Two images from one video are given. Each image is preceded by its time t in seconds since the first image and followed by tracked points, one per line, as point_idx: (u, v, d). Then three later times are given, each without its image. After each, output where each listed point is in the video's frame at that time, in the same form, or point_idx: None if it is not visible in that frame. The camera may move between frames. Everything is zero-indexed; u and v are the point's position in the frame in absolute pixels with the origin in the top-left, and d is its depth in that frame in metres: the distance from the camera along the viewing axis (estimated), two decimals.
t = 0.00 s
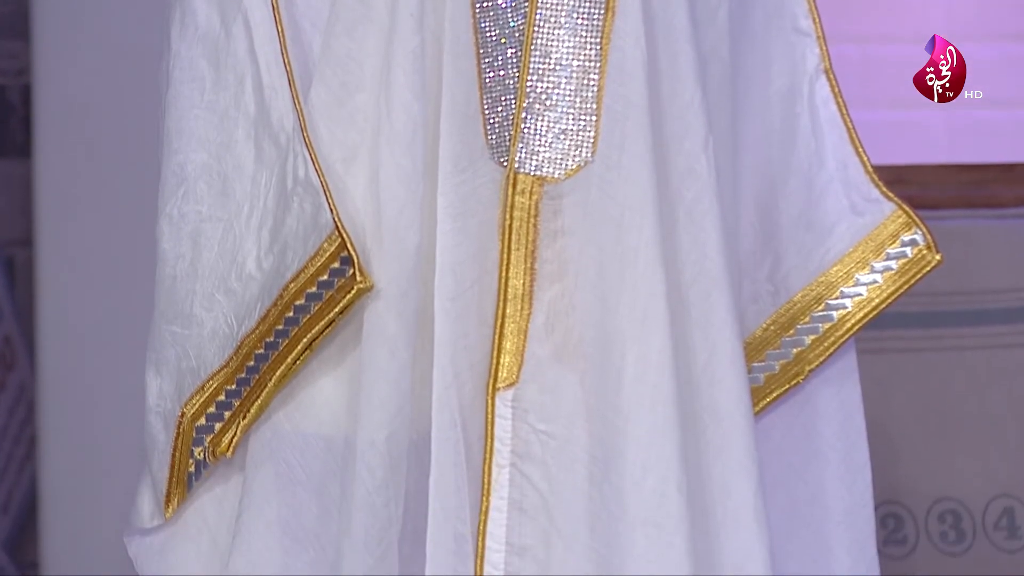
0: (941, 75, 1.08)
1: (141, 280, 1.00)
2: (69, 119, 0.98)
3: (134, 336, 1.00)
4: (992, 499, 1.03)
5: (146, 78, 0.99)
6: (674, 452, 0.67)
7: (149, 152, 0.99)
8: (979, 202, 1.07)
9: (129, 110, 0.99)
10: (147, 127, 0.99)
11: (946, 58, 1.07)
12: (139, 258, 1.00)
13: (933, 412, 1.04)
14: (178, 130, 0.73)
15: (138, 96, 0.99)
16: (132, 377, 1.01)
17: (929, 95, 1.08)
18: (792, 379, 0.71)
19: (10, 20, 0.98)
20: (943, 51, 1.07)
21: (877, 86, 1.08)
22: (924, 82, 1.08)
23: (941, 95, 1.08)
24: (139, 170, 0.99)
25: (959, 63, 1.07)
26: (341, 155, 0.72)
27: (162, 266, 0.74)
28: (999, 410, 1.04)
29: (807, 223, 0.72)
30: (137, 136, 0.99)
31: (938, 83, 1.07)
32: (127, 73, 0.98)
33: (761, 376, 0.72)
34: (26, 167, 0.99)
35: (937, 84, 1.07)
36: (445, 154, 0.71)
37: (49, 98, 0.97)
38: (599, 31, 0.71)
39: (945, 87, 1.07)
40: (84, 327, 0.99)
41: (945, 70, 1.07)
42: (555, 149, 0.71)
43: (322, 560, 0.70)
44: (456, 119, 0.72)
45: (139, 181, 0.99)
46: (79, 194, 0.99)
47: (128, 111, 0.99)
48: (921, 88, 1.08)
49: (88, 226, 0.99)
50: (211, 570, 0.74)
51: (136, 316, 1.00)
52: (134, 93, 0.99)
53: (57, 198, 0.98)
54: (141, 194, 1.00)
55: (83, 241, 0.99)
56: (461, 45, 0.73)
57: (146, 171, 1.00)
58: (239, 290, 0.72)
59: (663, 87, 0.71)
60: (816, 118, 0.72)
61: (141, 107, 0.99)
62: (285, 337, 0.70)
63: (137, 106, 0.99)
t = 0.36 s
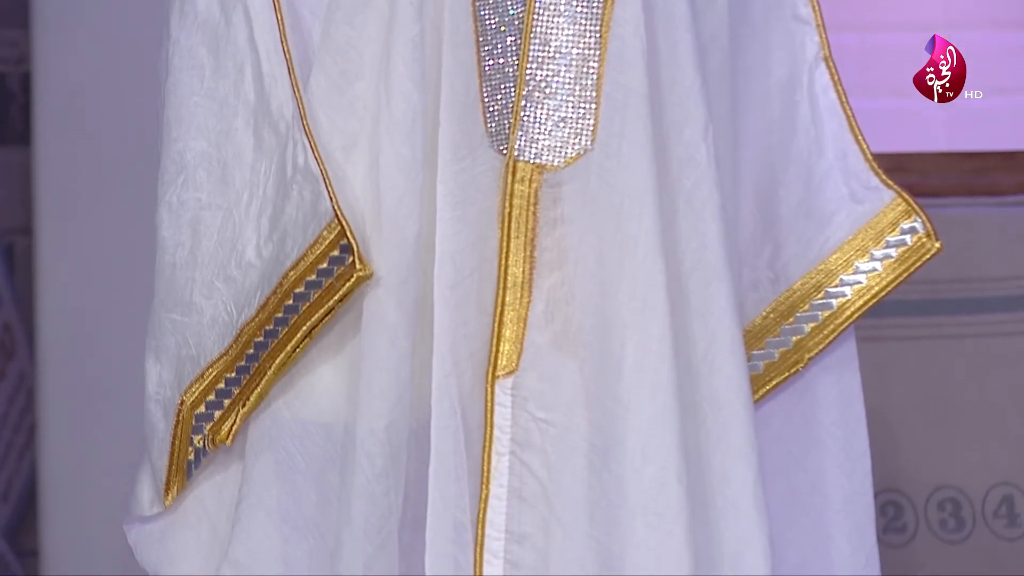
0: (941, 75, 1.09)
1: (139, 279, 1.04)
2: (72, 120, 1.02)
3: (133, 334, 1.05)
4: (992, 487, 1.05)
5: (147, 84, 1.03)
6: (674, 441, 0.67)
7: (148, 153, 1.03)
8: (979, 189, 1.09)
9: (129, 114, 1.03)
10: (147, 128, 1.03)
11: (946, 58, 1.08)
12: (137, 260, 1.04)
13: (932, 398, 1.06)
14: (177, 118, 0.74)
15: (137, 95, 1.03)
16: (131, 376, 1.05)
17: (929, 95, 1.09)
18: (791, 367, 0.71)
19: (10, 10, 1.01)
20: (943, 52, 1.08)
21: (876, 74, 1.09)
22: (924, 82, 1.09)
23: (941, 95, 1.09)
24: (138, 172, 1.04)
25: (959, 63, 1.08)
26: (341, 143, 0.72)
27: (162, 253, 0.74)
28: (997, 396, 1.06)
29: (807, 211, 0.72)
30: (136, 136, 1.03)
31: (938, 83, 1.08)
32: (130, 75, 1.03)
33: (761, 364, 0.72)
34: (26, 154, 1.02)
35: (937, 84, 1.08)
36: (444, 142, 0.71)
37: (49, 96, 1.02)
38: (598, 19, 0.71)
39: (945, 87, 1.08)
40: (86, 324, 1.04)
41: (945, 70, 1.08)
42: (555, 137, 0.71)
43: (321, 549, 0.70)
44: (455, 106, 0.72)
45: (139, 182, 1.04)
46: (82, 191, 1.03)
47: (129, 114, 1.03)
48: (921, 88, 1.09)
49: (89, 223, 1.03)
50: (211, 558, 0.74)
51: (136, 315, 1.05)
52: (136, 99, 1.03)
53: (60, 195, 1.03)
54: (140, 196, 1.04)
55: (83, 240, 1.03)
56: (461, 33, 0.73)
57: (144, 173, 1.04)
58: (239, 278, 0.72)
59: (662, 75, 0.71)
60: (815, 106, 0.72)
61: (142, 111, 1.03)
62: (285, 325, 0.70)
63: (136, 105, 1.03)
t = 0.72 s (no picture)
0: (941, 75, 1.08)
1: (138, 272, 1.04)
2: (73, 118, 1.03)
3: (132, 325, 1.05)
4: (991, 472, 1.05)
5: (147, 83, 1.03)
6: (673, 427, 0.67)
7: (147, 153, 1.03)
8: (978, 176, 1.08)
9: (129, 114, 1.03)
10: (146, 128, 1.03)
11: (946, 58, 1.08)
12: (136, 255, 1.04)
13: (932, 381, 1.07)
14: (177, 103, 0.74)
15: (138, 94, 1.03)
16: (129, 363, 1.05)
17: (929, 95, 1.08)
18: (791, 352, 0.71)
19: None
20: (943, 52, 1.08)
21: (874, 61, 1.08)
22: (924, 82, 1.08)
23: (941, 95, 1.08)
24: (137, 171, 1.03)
25: (959, 63, 1.08)
26: (341, 128, 0.72)
27: (162, 238, 0.74)
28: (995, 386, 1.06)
29: (806, 196, 0.72)
30: (135, 137, 1.03)
31: (938, 83, 1.08)
32: (130, 75, 1.03)
33: (761, 350, 0.71)
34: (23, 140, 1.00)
35: (936, 84, 1.08)
36: (444, 127, 0.71)
37: (49, 95, 1.02)
38: (598, 4, 0.71)
39: (945, 87, 1.08)
40: (87, 315, 1.04)
41: (945, 70, 1.08)
42: (554, 122, 0.71)
43: (320, 534, 0.70)
44: (455, 90, 0.72)
45: (139, 181, 1.04)
46: (82, 188, 1.03)
47: (129, 114, 1.03)
48: (921, 88, 1.08)
49: (89, 219, 1.04)
50: (211, 542, 0.74)
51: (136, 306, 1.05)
52: (136, 99, 1.03)
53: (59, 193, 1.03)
54: (139, 195, 1.04)
55: (83, 237, 1.04)
56: (461, 19, 0.73)
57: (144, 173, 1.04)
58: (238, 263, 0.72)
59: (662, 61, 0.71)
60: (815, 91, 0.72)
61: (142, 111, 1.03)
62: (285, 311, 0.70)
63: (137, 105, 1.03)
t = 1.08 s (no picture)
0: (941, 75, 1.10)
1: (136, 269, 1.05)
2: (73, 115, 1.02)
3: (130, 321, 1.05)
4: (991, 459, 1.07)
5: (148, 83, 1.04)
6: (674, 412, 0.66)
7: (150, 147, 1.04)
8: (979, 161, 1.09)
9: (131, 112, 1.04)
10: (149, 124, 1.04)
11: (946, 58, 1.10)
12: (132, 252, 1.05)
13: (933, 368, 1.07)
14: (176, 90, 0.74)
15: (140, 91, 1.04)
16: (130, 354, 1.05)
17: (929, 95, 1.10)
18: (791, 339, 0.71)
19: None
20: (943, 51, 1.10)
21: (876, 45, 1.10)
22: (925, 82, 1.10)
23: (941, 95, 1.10)
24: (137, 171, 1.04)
25: (959, 63, 1.10)
26: (341, 115, 0.72)
27: (162, 225, 0.74)
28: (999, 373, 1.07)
29: (806, 182, 0.72)
30: (136, 135, 1.04)
31: (938, 83, 1.10)
32: (132, 68, 1.03)
33: (761, 337, 0.71)
34: (26, 128, 1.03)
35: (937, 84, 1.10)
36: (444, 114, 0.71)
37: (49, 89, 1.02)
38: None
39: (946, 87, 1.10)
40: (86, 307, 1.04)
41: (945, 70, 1.10)
42: (555, 109, 0.71)
43: (320, 521, 0.70)
44: (455, 75, 0.72)
45: (140, 178, 1.04)
46: (81, 188, 1.03)
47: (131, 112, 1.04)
48: (921, 88, 1.10)
49: (89, 212, 1.03)
50: (212, 529, 0.75)
51: (137, 297, 1.05)
52: (137, 99, 1.04)
53: (59, 190, 1.02)
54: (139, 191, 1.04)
55: (83, 235, 1.03)
56: (461, 6, 0.73)
57: (144, 173, 1.04)
58: (238, 250, 0.72)
59: (662, 48, 0.71)
60: (815, 77, 0.72)
61: (143, 111, 1.04)
62: (284, 297, 0.70)
63: (139, 100, 1.04)
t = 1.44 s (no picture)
0: (941, 75, 1.13)
1: (135, 256, 1.05)
2: (73, 106, 1.03)
3: (129, 309, 1.05)
4: (990, 444, 1.07)
5: (148, 72, 1.04)
6: (673, 396, 0.66)
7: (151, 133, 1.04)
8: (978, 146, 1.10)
9: (131, 97, 1.04)
10: (149, 109, 1.04)
11: (946, 58, 1.13)
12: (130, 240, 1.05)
13: (932, 353, 1.08)
14: (175, 74, 0.74)
15: (139, 76, 1.04)
16: (128, 343, 1.05)
17: (930, 95, 1.13)
18: (790, 324, 0.71)
19: None
20: (943, 51, 1.13)
21: (879, 27, 1.13)
22: (925, 82, 1.13)
23: (942, 95, 1.13)
24: (137, 163, 1.04)
25: (959, 63, 1.13)
26: (340, 100, 0.72)
27: (161, 210, 0.74)
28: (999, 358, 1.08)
29: (806, 166, 0.72)
30: (135, 119, 1.04)
31: (938, 83, 1.13)
32: (131, 55, 1.04)
33: (761, 321, 0.71)
34: (25, 111, 1.04)
35: (937, 84, 1.13)
36: (444, 100, 0.72)
37: (49, 76, 1.02)
38: None
39: (946, 87, 1.13)
40: (85, 296, 1.04)
41: (945, 70, 1.13)
42: (554, 94, 0.71)
43: (319, 506, 0.70)
44: (455, 59, 0.72)
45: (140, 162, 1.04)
46: (81, 178, 1.03)
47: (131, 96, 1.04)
48: (922, 87, 1.13)
49: (88, 200, 1.03)
50: (211, 514, 0.75)
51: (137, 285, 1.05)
52: (136, 84, 1.04)
53: (59, 180, 1.03)
54: (138, 177, 1.04)
55: (83, 226, 1.04)
56: None
57: (144, 164, 1.04)
58: (237, 235, 0.72)
59: (662, 31, 0.71)
60: (813, 61, 0.72)
61: (143, 98, 1.04)
62: (284, 283, 0.70)
63: (138, 87, 1.04)
